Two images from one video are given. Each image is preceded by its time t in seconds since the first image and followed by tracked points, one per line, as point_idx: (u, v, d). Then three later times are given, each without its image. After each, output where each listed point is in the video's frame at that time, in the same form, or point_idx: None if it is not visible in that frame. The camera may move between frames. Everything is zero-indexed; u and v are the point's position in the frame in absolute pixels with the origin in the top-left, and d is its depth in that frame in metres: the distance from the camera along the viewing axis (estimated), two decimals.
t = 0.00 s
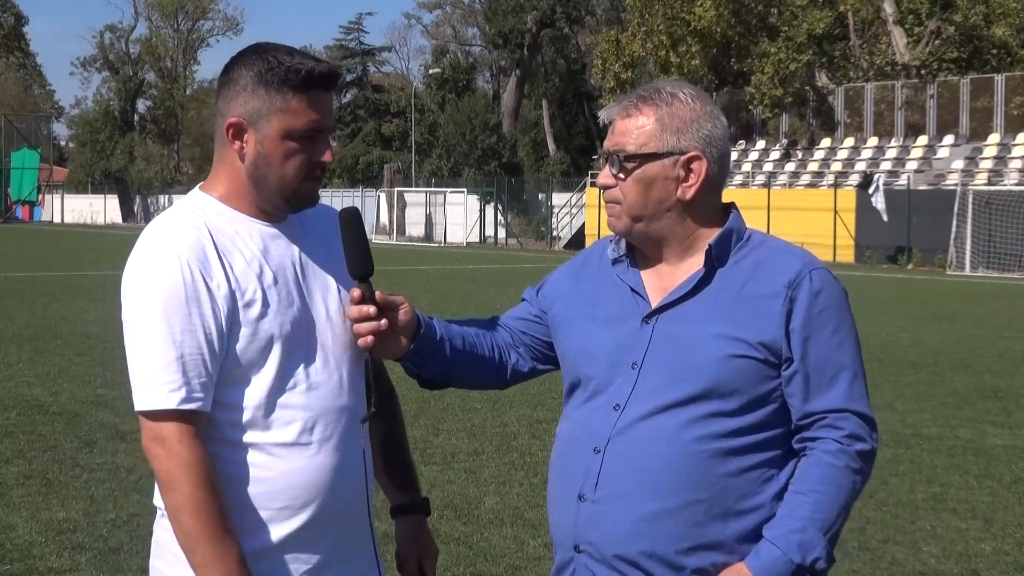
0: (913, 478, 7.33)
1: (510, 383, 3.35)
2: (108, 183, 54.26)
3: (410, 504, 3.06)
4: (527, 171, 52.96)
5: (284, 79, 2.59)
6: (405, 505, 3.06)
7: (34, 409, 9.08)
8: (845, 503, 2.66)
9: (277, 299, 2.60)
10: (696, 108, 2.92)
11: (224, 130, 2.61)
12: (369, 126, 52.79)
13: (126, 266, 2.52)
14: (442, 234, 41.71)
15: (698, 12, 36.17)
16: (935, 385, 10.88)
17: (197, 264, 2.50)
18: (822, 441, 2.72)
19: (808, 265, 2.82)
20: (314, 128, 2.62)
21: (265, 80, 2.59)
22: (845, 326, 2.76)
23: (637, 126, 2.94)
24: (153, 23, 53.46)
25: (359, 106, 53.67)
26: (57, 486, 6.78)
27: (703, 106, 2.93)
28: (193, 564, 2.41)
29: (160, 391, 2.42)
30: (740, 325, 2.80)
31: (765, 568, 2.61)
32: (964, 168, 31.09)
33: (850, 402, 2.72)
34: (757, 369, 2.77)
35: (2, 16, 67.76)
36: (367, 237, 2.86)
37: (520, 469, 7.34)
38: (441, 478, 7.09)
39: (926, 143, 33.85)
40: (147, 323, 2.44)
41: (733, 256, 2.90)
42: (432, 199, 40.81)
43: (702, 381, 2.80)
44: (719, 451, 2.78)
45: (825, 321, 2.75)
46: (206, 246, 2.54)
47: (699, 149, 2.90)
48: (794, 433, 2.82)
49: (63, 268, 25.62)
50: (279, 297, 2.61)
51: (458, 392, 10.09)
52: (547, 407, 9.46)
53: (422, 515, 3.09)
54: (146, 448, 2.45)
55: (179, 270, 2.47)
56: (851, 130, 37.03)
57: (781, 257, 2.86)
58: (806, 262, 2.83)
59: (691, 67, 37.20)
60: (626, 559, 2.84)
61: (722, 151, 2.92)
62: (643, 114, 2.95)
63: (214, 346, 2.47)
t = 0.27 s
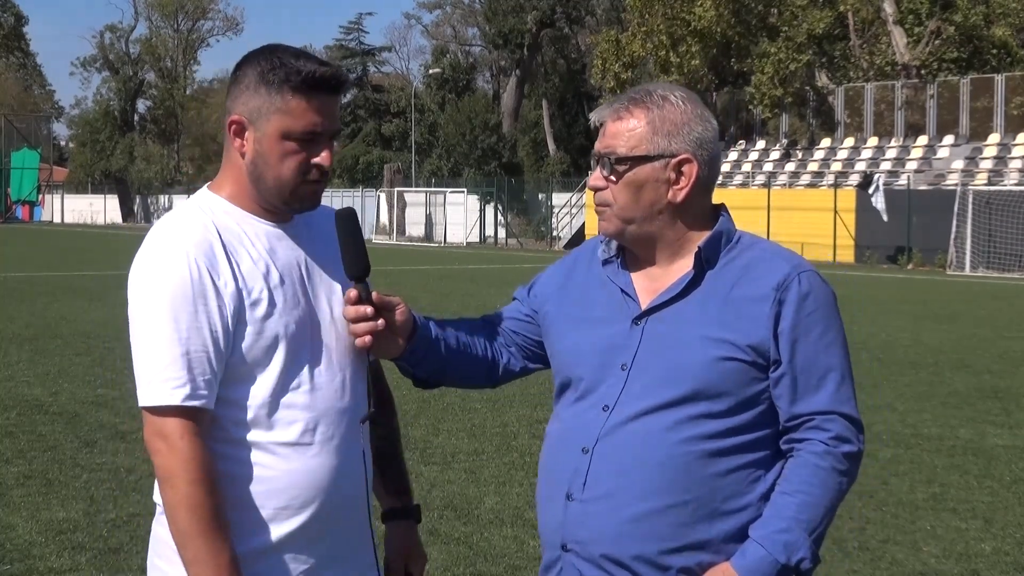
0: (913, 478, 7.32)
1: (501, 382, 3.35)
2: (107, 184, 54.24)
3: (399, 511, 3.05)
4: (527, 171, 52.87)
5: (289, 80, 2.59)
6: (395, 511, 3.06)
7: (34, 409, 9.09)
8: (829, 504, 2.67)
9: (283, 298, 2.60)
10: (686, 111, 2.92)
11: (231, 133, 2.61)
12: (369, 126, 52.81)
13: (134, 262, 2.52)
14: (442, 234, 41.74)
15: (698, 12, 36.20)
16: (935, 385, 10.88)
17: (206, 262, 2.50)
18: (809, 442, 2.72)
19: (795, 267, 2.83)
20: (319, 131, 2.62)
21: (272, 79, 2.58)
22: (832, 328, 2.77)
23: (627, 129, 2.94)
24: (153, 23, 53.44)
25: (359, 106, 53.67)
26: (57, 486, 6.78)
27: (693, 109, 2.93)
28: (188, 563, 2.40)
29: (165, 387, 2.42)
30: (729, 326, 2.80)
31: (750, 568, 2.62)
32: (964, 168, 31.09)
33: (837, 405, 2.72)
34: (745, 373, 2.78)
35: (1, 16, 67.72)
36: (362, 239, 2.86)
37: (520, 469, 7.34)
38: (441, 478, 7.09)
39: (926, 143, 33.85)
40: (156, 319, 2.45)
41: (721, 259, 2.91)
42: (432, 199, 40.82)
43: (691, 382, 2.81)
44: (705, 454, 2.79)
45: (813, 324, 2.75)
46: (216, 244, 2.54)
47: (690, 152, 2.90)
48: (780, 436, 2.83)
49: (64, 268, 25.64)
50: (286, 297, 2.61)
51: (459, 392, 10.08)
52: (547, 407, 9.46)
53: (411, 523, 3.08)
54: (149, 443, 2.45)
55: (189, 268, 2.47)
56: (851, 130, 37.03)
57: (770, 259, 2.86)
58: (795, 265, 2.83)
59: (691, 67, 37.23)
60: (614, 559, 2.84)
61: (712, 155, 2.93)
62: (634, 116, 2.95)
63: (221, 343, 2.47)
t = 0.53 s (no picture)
0: (913, 478, 7.33)
1: (493, 382, 3.35)
2: (108, 184, 54.25)
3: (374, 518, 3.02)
4: (527, 172, 52.83)
5: (288, 78, 2.59)
6: (375, 518, 3.02)
7: (34, 409, 9.09)
8: (825, 500, 2.67)
9: (279, 296, 2.60)
10: (680, 112, 2.93)
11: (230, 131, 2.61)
12: (369, 126, 52.82)
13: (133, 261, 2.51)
14: (442, 234, 41.76)
15: (698, 12, 36.23)
16: (935, 385, 10.88)
17: (207, 257, 2.50)
18: (803, 440, 2.72)
19: (789, 266, 2.83)
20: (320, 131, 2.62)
21: (269, 78, 2.59)
22: (825, 326, 2.77)
23: (621, 130, 2.94)
24: (153, 23, 53.42)
25: (359, 106, 53.66)
26: (57, 486, 6.78)
27: (686, 111, 2.93)
28: (189, 559, 2.40)
29: (166, 381, 2.41)
30: (723, 326, 2.81)
31: (746, 566, 2.62)
32: (964, 168, 31.09)
33: (830, 403, 2.72)
34: (739, 371, 2.78)
35: (2, 16, 67.71)
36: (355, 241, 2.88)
37: (520, 469, 7.34)
38: (441, 478, 7.09)
39: (926, 143, 33.84)
40: (155, 315, 2.44)
41: (714, 259, 2.91)
42: (432, 199, 40.81)
43: (685, 381, 2.81)
44: (700, 451, 2.79)
45: (806, 322, 2.76)
46: (216, 241, 2.54)
47: (683, 154, 2.90)
48: (774, 435, 2.83)
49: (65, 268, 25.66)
50: (284, 295, 2.61)
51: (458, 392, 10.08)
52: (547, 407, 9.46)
53: (387, 531, 3.05)
54: (148, 441, 2.45)
55: (189, 264, 2.47)
56: (851, 130, 37.03)
57: (764, 259, 2.87)
58: (787, 265, 2.84)
59: (691, 67, 37.26)
60: (611, 557, 2.83)
61: (704, 156, 2.93)
62: (627, 117, 2.95)
63: (220, 339, 2.47)
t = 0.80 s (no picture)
0: (913, 478, 7.33)
1: (488, 383, 3.35)
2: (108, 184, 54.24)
3: (365, 514, 3.02)
4: (527, 172, 52.81)
5: (287, 77, 2.59)
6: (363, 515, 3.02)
7: (34, 409, 9.09)
8: (824, 496, 2.67)
9: (278, 297, 2.60)
10: (675, 112, 2.93)
11: (229, 128, 2.61)
12: (369, 126, 52.83)
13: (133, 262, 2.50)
14: (442, 234, 41.76)
15: (698, 12, 36.25)
16: (935, 385, 10.88)
17: (208, 258, 2.50)
18: (800, 437, 2.73)
19: (785, 264, 2.83)
20: (317, 129, 2.64)
21: (267, 78, 2.59)
22: (822, 323, 2.77)
23: (617, 129, 2.94)
24: (153, 23, 53.38)
25: (359, 106, 53.72)
26: (57, 486, 6.78)
27: (681, 109, 2.93)
28: (193, 561, 2.39)
29: (170, 385, 2.41)
30: (721, 324, 2.81)
31: (749, 564, 2.62)
32: (964, 168, 31.09)
33: (827, 400, 2.72)
34: (736, 369, 2.78)
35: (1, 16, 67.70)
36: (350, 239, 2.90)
37: (520, 469, 7.34)
38: (441, 478, 7.09)
39: (926, 143, 33.84)
40: (156, 316, 2.44)
41: (710, 257, 2.91)
42: (432, 199, 40.80)
43: (682, 381, 2.81)
44: (699, 449, 2.79)
45: (803, 320, 2.76)
46: (217, 240, 2.54)
47: (679, 152, 2.91)
48: (771, 432, 2.83)
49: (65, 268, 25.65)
50: (283, 295, 2.61)
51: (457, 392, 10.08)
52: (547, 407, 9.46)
53: (373, 529, 3.05)
54: (151, 443, 2.44)
55: (191, 263, 2.47)
56: (851, 130, 37.03)
57: (759, 257, 2.87)
58: (783, 262, 2.84)
59: (691, 67, 37.26)
60: (612, 557, 2.83)
61: (699, 155, 2.94)
62: (622, 117, 2.95)
63: (222, 339, 2.47)
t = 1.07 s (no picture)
0: (913, 478, 7.33)
1: (486, 382, 3.35)
2: (108, 184, 54.20)
3: (362, 514, 3.03)
4: (527, 172, 52.79)
5: (286, 75, 2.59)
6: (361, 514, 3.03)
7: (34, 409, 9.09)
8: (824, 497, 2.67)
9: (277, 298, 2.60)
10: (672, 111, 2.93)
11: (228, 128, 2.60)
12: (369, 126, 52.82)
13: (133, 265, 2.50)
14: (442, 234, 41.75)
15: (698, 12, 36.25)
16: (935, 385, 10.88)
17: (208, 259, 2.49)
18: (799, 436, 2.72)
19: (782, 264, 2.83)
20: (318, 128, 2.64)
21: (267, 77, 2.58)
22: (820, 322, 2.77)
23: (613, 130, 2.94)
24: (153, 22, 53.30)
25: (359, 106, 53.77)
26: (57, 486, 6.78)
27: (678, 109, 2.94)
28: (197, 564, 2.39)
29: (172, 389, 2.40)
30: (720, 324, 2.80)
31: (750, 564, 2.61)
32: (964, 168, 31.09)
33: (826, 399, 2.72)
34: (734, 368, 2.78)
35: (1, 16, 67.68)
36: (348, 239, 2.91)
37: (520, 469, 7.34)
38: (441, 478, 7.09)
39: (926, 143, 33.83)
40: (157, 318, 2.43)
41: (707, 257, 2.91)
42: (432, 199, 40.79)
43: (680, 380, 2.81)
44: (697, 448, 2.79)
45: (801, 318, 2.76)
46: (216, 243, 2.54)
47: (676, 152, 2.91)
48: (768, 431, 2.83)
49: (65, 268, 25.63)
50: (282, 296, 2.61)
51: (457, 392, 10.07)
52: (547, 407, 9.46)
53: (368, 527, 3.05)
54: (152, 446, 2.43)
55: (190, 265, 2.46)
56: (851, 130, 37.03)
57: (756, 256, 2.87)
58: (781, 261, 2.84)
59: (691, 67, 37.24)
60: (611, 558, 2.83)
61: (697, 153, 2.93)
62: (620, 117, 2.95)
63: (223, 339, 2.46)
